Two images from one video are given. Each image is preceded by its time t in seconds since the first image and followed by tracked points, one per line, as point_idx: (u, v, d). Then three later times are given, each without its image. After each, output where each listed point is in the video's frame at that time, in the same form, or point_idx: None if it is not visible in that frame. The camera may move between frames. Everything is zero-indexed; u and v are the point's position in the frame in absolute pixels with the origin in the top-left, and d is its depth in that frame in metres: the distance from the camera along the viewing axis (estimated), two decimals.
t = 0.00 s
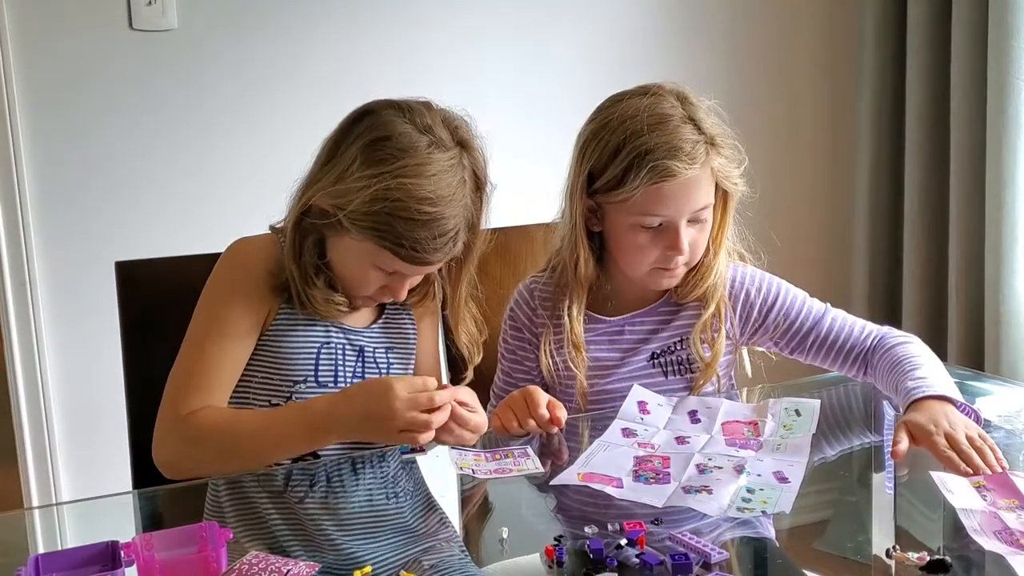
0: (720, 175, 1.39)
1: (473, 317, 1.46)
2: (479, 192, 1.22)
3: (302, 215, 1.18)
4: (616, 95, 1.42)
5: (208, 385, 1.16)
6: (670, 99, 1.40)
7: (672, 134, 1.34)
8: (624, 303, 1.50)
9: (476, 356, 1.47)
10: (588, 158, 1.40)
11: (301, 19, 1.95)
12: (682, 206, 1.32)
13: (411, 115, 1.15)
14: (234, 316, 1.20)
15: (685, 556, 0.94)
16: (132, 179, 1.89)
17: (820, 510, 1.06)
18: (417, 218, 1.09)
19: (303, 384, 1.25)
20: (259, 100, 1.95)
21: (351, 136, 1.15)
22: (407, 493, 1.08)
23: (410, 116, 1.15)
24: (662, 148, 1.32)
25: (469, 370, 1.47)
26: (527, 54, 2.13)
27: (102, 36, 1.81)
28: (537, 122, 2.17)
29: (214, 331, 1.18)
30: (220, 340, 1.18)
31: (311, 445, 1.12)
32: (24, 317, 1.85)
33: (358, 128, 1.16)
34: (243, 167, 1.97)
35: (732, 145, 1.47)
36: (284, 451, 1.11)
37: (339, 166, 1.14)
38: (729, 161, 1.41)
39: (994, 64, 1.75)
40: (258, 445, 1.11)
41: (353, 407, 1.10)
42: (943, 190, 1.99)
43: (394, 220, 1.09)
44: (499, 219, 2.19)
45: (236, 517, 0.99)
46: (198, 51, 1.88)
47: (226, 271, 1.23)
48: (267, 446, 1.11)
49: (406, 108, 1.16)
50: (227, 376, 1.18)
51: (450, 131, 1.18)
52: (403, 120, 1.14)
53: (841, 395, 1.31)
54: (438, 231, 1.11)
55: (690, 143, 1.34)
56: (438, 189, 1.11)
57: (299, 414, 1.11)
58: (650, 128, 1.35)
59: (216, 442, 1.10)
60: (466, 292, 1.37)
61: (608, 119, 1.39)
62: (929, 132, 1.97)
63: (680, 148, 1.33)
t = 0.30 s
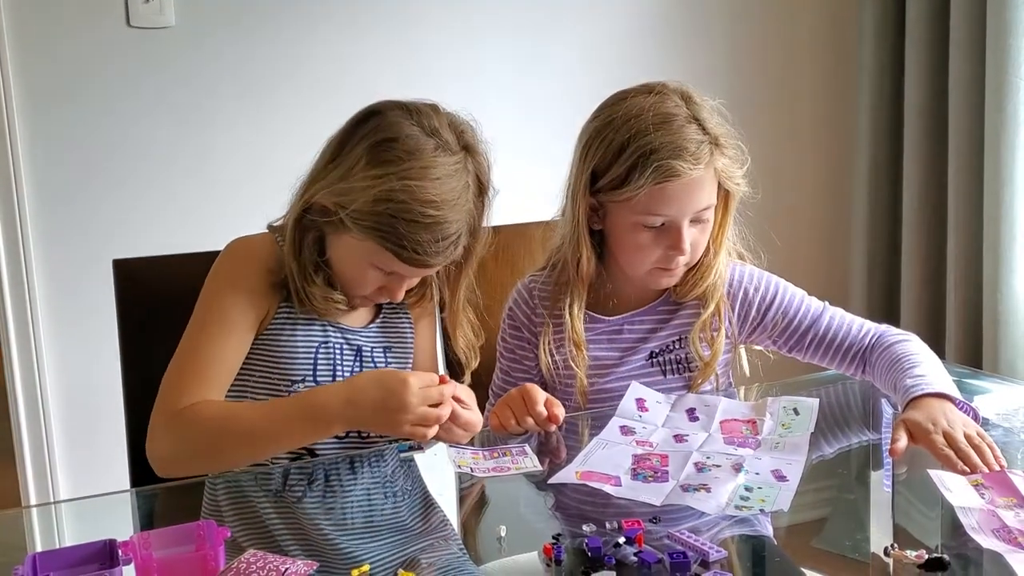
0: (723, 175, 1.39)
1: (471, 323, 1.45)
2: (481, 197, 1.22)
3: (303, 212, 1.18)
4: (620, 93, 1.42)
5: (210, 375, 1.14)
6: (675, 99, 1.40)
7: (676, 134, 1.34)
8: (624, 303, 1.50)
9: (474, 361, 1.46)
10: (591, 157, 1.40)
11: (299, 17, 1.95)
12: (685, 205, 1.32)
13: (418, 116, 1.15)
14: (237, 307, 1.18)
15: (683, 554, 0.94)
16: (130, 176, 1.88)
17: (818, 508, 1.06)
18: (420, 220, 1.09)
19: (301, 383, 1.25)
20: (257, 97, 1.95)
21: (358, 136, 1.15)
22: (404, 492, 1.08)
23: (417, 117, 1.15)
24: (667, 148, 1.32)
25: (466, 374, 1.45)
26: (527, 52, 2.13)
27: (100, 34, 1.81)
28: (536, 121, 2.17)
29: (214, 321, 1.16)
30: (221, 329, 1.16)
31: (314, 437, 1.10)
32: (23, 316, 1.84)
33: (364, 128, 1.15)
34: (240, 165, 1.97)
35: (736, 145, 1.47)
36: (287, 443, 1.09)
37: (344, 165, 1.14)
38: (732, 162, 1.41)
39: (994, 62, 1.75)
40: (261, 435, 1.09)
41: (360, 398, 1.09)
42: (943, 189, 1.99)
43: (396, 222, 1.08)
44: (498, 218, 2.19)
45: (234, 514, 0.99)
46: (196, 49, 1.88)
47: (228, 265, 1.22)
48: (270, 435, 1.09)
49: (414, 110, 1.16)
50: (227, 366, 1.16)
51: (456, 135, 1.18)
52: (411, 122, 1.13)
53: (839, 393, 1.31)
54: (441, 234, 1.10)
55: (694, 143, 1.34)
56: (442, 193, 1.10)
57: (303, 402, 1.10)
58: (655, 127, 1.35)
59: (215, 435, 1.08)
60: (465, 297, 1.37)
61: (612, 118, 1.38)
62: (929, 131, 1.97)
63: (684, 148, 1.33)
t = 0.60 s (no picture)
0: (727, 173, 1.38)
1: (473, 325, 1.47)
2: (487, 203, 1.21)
3: (306, 209, 1.18)
4: (624, 90, 1.42)
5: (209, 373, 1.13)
6: (681, 96, 1.40)
7: (681, 131, 1.34)
8: (624, 299, 1.49)
9: (476, 363, 1.48)
10: (595, 152, 1.40)
11: (297, 14, 1.94)
12: (689, 202, 1.32)
13: (428, 120, 1.15)
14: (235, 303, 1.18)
15: (682, 550, 0.95)
16: (129, 173, 1.88)
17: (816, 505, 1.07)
18: (426, 224, 1.08)
19: (302, 380, 1.25)
20: (256, 93, 1.95)
21: (368, 136, 1.15)
22: (405, 488, 1.08)
23: (427, 121, 1.14)
24: (672, 145, 1.32)
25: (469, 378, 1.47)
26: (527, 50, 2.13)
27: (99, 30, 1.81)
28: (536, 119, 2.17)
29: (215, 316, 1.16)
30: (221, 325, 1.16)
31: (314, 433, 1.09)
32: (22, 312, 1.84)
33: (373, 129, 1.15)
34: (239, 162, 1.96)
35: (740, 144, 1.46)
36: (287, 439, 1.09)
37: (351, 165, 1.14)
38: (736, 160, 1.41)
39: (994, 59, 1.75)
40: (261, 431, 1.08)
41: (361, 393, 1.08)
42: (943, 187, 1.99)
43: (401, 225, 1.08)
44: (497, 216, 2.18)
45: (234, 511, 0.99)
46: (196, 45, 1.88)
47: (227, 263, 1.21)
48: (270, 431, 1.08)
49: (424, 112, 1.16)
50: (226, 363, 1.15)
51: (465, 140, 1.17)
52: (421, 126, 1.13)
53: (839, 389, 1.31)
54: (445, 239, 1.10)
55: (699, 140, 1.34)
56: (448, 198, 1.10)
57: (303, 398, 1.09)
58: (660, 124, 1.34)
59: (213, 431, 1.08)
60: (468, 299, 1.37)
61: (616, 114, 1.38)
62: (928, 128, 1.97)
63: (688, 145, 1.33)
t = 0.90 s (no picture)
0: (711, 183, 1.35)
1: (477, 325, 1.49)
2: (489, 203, 1.21)
3: (308, 207, 1.17)
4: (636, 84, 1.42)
5: (209, 370, 1.13)
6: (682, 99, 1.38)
7: (657, 127, 1.32)
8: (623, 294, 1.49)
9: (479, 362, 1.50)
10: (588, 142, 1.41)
11: (297, 9, 1.94)
12: (655, 203, 1.31)
13: (432, 120, 1.14)
14: (235, 300, 1.18)
15: (681, 545, 0.95)
16: (128, 169, 1.88)
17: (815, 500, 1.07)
18: (426, 225, 1.08)
19: (302, 376, 1.25)
20: (256, 89, 1.94)
21: (371, 134, 1.14)
22: (404, 484, 1.08)
23: (431, 121, 1.14)
24: (640, 140, 1.31)
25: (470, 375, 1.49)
26: (528, 48, 2.12)
27: (99, 26, 1.80)
28: (536, 116, 2.16)
29: (215, 312, 1.16)
30: (220, 322, 1.16)
31: (313, 430, 1.09)
32: (22, 308, 1.84)
33: (376, 128, 1.14)
34: (238, 158, 1.96)
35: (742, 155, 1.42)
36: (286, 436, 1.09)
37: (353, 164, 1.13)
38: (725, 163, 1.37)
39: (994, 56, 1.75)
40: (261, 428, 1.08)
41: (363, 389, 1.08)
42: (943, 185, 1.99)
43: (403, 226, 1.08)
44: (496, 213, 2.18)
45: (234, 506, 0.99)
46: (195, 42, 1.87)
47: (227, 259, 1.21)
48: (269, 428, 1.08)
49: (427, 112, 1.15)
50: (225, 359, 1.15)
51: (468, 140, 1.17)
52: (425, 127, 1.12)
53: (839, 383, 1.31)
54: (446, 240, 1.10)
55: (681, 144, 1.32)
56: (450, 199, 1.09)
57: (303, 394, 1.09)
58: (638, 119, 1.34)
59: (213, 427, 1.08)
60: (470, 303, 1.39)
61: (614, 106, 1.39)
62: (929, 125, 1.97)
63: (658, 142, 1.31)
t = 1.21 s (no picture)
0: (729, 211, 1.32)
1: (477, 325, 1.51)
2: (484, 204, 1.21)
3: (303, 206, 1.17)
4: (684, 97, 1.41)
5: (206, 368, 1.13)
6: (718, 120, 1.35)
7: (688, 145, 1.31)
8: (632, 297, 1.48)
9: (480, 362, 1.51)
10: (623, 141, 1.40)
11: (297, 8, 1.94)
12: (666, 218, 1.29)
13: (427, 120, 1.13)
14: (233, 299, 1.18)
15: (680, 543, 0.95)
16: (127, 167, 1.88)
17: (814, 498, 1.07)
18: (421, 227, 1.07)
19: (301, 375, 1.25)
20: (255, 87, 1.94)
21: (367, 133, 1.13)
22: (404, 483, 1.08)
23: (427, 121, 1.13)
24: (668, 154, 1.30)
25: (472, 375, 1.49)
26: (528, 46, 2.12)
27: (98, 24, 1.80)
28: (536, 115, 2.16)
29: (213, 311, 1.16)
30: (219, 321, 1.16)
31: (312, 428, 1.09)
32: (21, 306, 1.84)
33: (371, 127, 1.13)
34: (238, 156, 1.96)
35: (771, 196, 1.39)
36: (284, 434, 1.09)
37: (348, 164, 1.12)
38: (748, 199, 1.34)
39: (994, 55, 1.75)
40: (260, 425, 1.08)
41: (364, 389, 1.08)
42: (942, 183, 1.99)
43: (398, 227, 1.07)
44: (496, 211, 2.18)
45: (233, 505, 0.99)
46: (194, 39, 1.87)
47: (225, 258, 1.21)
48: (269, 426, 1.08)
49: (423, 112, 1.14)
50: (224, 357, 1.15)
51: (465, 140, 1.16)
52: (421, 127, 1.12)
53: (838, 381, 1.31)
54: (440, 241, 1.09)
55: (703, 163, 1.29)
56: (445, 200, 1.09)
57: (302, 392, 1.09)
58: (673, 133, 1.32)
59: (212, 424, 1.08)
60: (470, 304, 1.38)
61: (656, 113, 1.38)
62: (929, 124, 1.97)
63: (684, 161, 1.29)
